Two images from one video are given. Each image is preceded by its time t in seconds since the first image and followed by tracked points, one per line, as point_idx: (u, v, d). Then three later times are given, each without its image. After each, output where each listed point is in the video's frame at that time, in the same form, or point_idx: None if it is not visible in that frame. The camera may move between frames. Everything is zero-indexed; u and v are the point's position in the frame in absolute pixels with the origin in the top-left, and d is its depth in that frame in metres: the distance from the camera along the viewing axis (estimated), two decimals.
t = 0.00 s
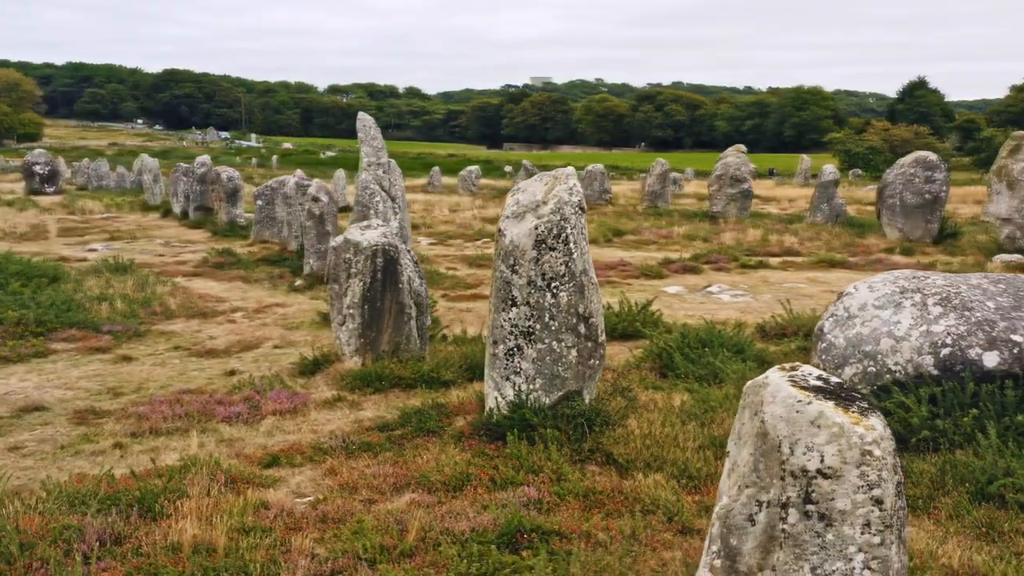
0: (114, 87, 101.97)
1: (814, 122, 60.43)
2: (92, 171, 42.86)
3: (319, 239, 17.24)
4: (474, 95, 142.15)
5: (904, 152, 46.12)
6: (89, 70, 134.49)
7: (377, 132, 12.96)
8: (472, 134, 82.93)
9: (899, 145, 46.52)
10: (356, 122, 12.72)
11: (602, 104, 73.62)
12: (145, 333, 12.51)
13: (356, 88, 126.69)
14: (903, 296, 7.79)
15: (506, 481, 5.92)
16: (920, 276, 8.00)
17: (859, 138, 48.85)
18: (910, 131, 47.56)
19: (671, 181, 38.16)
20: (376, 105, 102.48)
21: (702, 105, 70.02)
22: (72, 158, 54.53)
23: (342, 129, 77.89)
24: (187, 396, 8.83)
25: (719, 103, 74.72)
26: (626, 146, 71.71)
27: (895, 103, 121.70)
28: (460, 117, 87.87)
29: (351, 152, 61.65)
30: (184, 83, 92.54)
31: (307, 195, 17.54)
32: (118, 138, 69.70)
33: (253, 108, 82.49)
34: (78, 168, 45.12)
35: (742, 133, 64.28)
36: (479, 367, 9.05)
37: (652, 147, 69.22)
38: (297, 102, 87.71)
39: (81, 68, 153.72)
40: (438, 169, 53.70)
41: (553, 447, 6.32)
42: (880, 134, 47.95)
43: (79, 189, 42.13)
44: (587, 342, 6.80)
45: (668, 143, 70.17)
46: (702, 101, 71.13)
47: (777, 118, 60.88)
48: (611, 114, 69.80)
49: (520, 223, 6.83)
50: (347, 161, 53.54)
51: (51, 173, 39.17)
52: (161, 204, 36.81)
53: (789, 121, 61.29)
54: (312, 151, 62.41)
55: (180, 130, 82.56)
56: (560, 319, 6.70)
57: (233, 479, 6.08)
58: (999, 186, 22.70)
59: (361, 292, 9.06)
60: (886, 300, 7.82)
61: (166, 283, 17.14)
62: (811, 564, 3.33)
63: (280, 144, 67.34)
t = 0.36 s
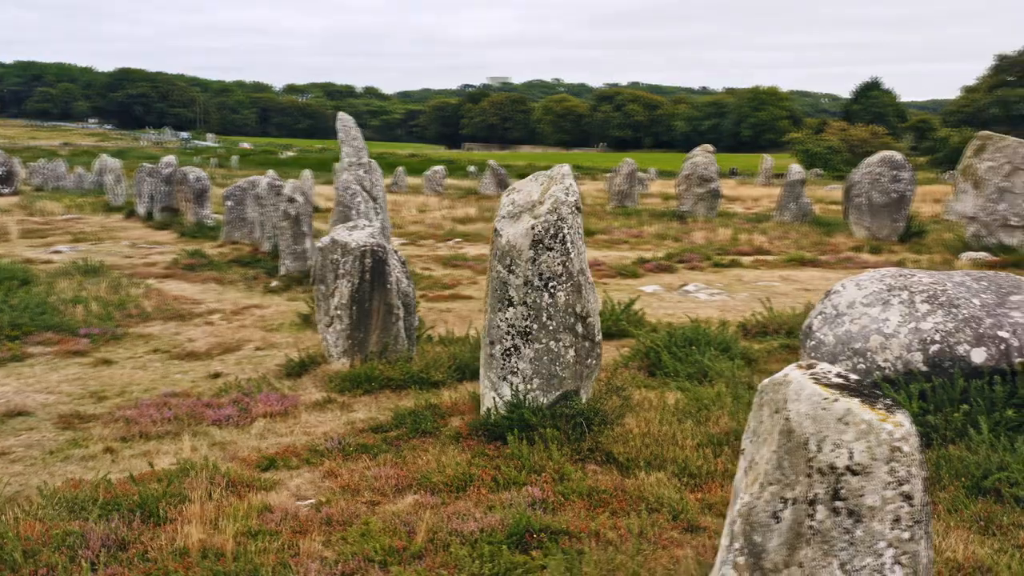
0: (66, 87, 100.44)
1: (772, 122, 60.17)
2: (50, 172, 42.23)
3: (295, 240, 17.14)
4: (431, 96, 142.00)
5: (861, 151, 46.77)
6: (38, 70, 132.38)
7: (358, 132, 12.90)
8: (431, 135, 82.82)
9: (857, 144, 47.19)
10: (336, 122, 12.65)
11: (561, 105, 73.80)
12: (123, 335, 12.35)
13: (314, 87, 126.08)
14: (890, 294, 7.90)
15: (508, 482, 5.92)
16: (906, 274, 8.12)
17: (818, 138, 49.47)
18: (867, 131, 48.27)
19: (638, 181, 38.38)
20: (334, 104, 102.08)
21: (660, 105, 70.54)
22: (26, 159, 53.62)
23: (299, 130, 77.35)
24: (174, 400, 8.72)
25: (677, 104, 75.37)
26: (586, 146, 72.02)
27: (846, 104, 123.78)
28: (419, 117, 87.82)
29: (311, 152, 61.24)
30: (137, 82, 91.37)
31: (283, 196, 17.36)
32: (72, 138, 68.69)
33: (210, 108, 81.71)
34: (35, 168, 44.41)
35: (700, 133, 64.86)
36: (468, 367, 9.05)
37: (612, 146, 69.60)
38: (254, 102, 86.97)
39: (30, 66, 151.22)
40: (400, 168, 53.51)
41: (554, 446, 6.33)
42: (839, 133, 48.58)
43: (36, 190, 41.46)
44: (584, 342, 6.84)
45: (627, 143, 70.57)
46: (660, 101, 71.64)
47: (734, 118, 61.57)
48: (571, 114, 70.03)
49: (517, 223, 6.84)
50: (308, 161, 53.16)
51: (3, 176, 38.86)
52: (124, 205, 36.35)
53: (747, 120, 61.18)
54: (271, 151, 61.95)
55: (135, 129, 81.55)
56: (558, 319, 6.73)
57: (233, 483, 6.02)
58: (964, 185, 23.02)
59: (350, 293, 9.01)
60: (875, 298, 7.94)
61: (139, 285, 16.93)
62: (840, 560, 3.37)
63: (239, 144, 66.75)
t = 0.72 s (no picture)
0: (15, 87, 98.67)
1: (730, 122, 61.67)
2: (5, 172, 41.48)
3: (271, 241, 16.99)
4: (389, 96, 141.47)
5: (820, 151, 47.36)
6: None
7: (338, 132, 12.83)
8: (390, 135, 82.49)
9: (816, 144, 47.80)
10: (316, 123, 12.58)
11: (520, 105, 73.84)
12: (101, 338, 12.17)
13: (270, 87, 125.22)
14: (879, 292, 8.04)
15: (513, 482, 5.92)
16: (893, 272, 8.28)
17: (778, 137, 49.99)
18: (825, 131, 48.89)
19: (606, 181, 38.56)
20: (291, 104, 101.46)
21: (619, 105, 70.93)
22: None
23: (256, 129, 76.70)
24: (161, 403, 8.61)
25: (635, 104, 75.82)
26: (546, 146, 72.19)
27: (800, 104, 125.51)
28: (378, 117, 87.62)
29: (270, 152, 60.72)
30: (90, 82, 90.03)
31: (258, 198, 17.26)
32: (23, 139, 67.51)
33: (164, 108, 80.78)
34: None
35: (659, 133, 65.30)
36: (457, 367, 9.03)
37: (572, 146, 69.82)
38: (210, 102, 86.00)
39: None
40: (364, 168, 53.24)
41: (555, 446, 6.34)
42: (798, 133, 49.15)
43: None
44: (583, 341, 6.85)
45: (587, 143, 70.81)
46: (620, 101, 72.00)
47: (693, 118, 62.12)
48: (531, 114, 70.15)
49: (514, 223, 6.84)
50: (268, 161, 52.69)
51: None
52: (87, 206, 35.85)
53: (705, 121, 62.44)
54: (230, 151, 61.32)
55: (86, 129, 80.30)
56: (556, 318, 6.74)
57: (233, 486, 5.96)
58: (931, 184, 23.28)
59: (339, 293, 8.94)
60: (864, 296, 8.06)
61: (112, 287, 16.70)
62: (869, 555, 3.42)
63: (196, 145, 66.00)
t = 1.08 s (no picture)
0: None
1: (691, 122, 63.83)
2: None
3: (248, 242, 16.84)
4: (348, 96, 140.72)
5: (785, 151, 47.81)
6: None
7: (320, 131, 12.73)
8: (351, 134, 82.08)
9: (778, 143, 48.29)
10: (298, 122, 12.48)
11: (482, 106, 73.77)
12: (80, 341, 12.00)
13: (228, 86, 123.97)
14: (869, 290, 8.16)
15: (517, 482, 5.92)
16: (883, 271, 8.40)
17: (741, 137, 50.41)
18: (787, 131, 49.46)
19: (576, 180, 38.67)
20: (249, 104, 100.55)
21: (581, 105, 71.18)
22: None
23: (214, 129, 75.86)
24: (149, 406, 8.50)
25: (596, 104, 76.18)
26: (509, 146, 72.22)
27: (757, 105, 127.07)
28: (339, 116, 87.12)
29: (230, 152, 60.05)
30: (44, 81, 88.56)
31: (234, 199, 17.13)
32: None
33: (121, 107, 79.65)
34: None
35: (622, 133, 65.62)
36: (448, 367, 9.00)
37: (534, 146, 69.91)
38: (166, 102, 84.90)
39: None
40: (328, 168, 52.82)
41: (557, 446, 6.35)
42: (761, 133, 49.62)
43: None
44: (582, 340, 6.86)
45: (549, 143, 70.96)
46: (582, 102, 72.25)
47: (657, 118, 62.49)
48: (493, 114, 70.16)
49: (511, 223, 6.84)
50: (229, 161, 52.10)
51: None
52: (50, 207, 35.29)
53: (667, 120, 64.12)
54: (189, 151, 60.54)
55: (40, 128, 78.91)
56: (555, 318, 6.75)
57: (235, 489, 5.90)
58: (900, 183, 23.54)
59: (330, 295, 8.88)
60: (854, 294, 8.18)
61: (85, 289, 16.46)
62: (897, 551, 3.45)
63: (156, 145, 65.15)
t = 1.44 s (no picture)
0: None
1: (654, 121, 64.92)
2: None
3: (225, 242, 16.71)
4: (309, 95, 139.85)
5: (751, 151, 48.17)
6: None
7: (302, 131, 12.65)
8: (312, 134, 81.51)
9: (741, 143, 48.73)
10: (280, 122, 12.39)
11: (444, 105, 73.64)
12: (59, 345, 11.83)
13: (185, 85, 122.59)
14: (859, 288, 8.26)
15: (522, 482, 5.91)
16: (870, 269, 8.51)
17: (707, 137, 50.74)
18: (749, 131, 49.89)
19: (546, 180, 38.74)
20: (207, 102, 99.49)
21: (544, 104, 71.33)
22: None
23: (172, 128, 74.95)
24: (138, 410, 8.38)
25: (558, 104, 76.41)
26: (471, 145, 72.16)
27: (716, 105, 128.17)
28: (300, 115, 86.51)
29: (190, 151, 59.40)
30: None
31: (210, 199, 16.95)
32: None
33: (76, 107, 78.36)
34: None
35: (584, 133, 65.86)
36: (439, 368, 8.99)
37: (497, 146, 69.89)
38: (122, 101, 83.69)
39: None
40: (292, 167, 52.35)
41: (559, 446, 6.35)
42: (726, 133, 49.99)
43: None
44: (580, 340, 6.87)
45: (511, 143, 71.03)
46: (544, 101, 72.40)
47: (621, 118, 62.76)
48: (455, 114, 70.05)
49: (510, 223, 6.82)
50: (190, 161, 51.50)
51: None
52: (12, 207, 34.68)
53: (629, 120, 64.46)
54: (149, 151, 59.79)
55: None
56: (555, 318, 6.75)
57: (237, 492, 5.84)
58: (871, 182, 23.72)
59: (320, 296, 8.83)
60: (843, 292, 8.26)
61: (59, 292, 16.23)
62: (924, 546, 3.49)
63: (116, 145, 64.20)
